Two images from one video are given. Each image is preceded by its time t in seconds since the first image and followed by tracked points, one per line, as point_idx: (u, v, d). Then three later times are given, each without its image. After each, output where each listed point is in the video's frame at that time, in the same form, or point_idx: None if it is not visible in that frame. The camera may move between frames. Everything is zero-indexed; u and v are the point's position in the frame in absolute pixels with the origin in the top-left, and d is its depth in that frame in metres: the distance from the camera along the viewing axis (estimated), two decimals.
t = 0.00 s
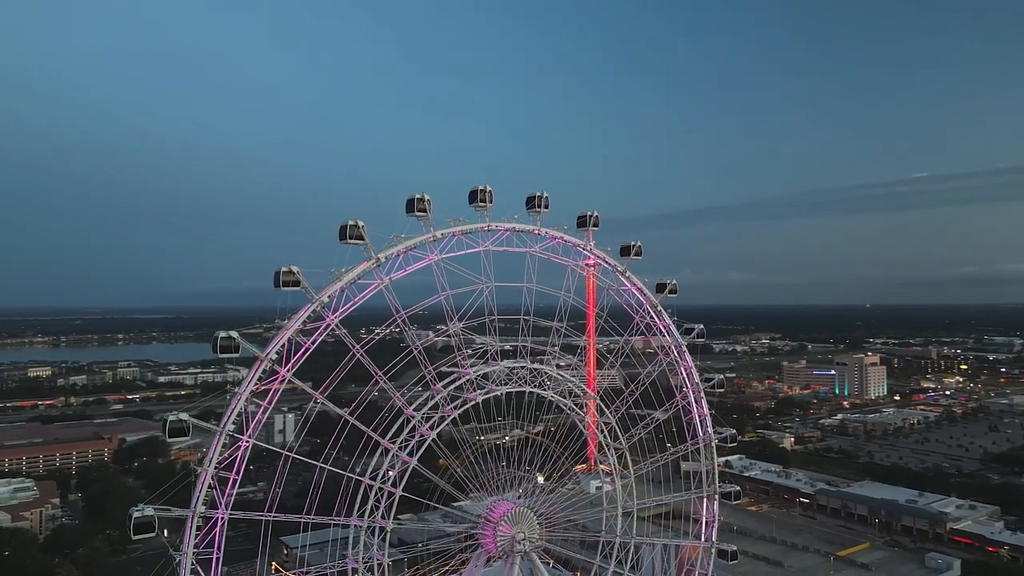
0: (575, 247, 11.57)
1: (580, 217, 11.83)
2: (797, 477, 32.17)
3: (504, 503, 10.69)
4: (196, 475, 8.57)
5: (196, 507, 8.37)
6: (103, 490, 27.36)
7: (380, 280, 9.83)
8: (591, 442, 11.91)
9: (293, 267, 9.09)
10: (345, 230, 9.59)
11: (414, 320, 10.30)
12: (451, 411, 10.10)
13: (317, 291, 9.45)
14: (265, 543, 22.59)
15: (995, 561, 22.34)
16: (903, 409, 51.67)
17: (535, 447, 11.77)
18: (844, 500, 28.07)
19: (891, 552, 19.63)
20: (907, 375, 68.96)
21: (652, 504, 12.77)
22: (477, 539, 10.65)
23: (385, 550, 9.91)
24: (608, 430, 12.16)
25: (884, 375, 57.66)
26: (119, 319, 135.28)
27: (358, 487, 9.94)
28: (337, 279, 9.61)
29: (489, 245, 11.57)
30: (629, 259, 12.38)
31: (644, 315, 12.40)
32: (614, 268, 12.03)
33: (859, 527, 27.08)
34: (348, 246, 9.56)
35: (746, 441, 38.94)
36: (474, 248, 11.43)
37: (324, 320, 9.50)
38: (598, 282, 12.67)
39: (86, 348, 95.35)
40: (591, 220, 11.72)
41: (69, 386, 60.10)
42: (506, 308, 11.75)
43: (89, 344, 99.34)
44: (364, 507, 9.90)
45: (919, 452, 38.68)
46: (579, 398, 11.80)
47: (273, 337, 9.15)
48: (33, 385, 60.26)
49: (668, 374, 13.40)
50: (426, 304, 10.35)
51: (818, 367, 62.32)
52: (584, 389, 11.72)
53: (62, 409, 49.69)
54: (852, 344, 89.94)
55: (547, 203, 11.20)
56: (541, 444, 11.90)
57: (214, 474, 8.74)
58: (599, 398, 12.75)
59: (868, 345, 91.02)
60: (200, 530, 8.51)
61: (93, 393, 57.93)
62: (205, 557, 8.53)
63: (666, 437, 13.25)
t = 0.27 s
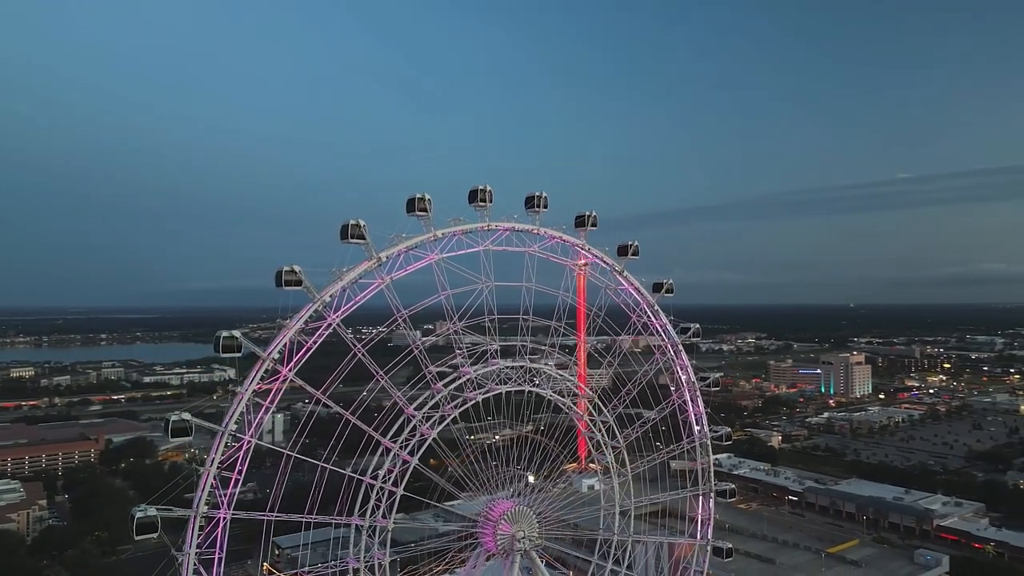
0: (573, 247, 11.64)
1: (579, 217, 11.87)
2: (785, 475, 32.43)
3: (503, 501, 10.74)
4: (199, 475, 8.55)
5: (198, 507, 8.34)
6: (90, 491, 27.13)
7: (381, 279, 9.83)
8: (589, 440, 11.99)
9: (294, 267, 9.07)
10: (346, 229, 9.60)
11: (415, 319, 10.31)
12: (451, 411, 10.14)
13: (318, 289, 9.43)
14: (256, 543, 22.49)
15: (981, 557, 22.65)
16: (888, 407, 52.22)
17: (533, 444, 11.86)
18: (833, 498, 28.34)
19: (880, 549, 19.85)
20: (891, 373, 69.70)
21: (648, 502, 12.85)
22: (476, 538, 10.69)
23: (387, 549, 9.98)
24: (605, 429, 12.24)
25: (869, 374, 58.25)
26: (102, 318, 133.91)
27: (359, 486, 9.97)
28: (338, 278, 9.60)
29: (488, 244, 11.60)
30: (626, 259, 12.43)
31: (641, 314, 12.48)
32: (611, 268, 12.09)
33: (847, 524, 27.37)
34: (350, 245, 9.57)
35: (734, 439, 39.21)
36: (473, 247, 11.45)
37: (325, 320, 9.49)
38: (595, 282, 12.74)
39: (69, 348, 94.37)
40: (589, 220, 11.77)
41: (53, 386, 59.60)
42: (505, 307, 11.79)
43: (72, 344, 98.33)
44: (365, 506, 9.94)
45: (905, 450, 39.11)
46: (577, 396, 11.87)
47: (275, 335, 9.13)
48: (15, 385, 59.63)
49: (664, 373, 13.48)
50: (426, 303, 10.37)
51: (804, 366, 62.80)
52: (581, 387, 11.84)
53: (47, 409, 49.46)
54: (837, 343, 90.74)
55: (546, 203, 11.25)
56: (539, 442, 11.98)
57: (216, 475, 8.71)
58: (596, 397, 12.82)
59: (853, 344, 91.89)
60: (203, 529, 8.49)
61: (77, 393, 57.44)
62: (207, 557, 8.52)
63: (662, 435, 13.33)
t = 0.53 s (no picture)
0: (572, 247, 11.70)
1: (577, 217, 11.92)
2: (773, 473, 32.67)
3: (503, 501, 10.77)
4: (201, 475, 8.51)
5: (201, 507, 8.30)
6: (78, 492, 26.88)
7: (383, 279, 9.82)
8: (588, 439, 12.04)
9: (297, 266, 9.04)
10: (347, 228, 9.58)
11: (416, 318, 10.33)
12: (453, 410, 10.17)
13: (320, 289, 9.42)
14: (247, 544, 22.36)
15: (968, 553, 22.95)
16: (874, 406, 52.71)
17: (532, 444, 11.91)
18: (821, 496, 28.59)
19: (870, 545, 20.07)
20: (876, 372, 70.37)
21: (646, 501, 12.92)
22: (476, 537, 10.72)
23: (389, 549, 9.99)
24: (603, 428, 12.30)
25: (855, 373, 58.79)
26: (85, 319, 132.54)
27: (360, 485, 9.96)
28: (340, 278, 9.58)
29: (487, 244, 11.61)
30: (624, 258, 12.49)
31: (638, 314, 12.55)
32: (609, 268, 12.16)
33: (836, 521, 27.62)
34: (351, 245, 9.56)
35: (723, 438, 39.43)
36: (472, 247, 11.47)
37: (326, 319, 9.46)
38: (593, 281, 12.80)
39: (52, 349, 93.40)
40: (587, 220, 11.82)
41: (36, 386, 59.22)
42: (504, 307, 11.81)
43: (54, 344, 97.29)
44: (366, 505, 9.93)
45: (891, 448, 39.51)
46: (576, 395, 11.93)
47: (277, 334, 9.11)
48: None
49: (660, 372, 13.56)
50: (427, 303, 10.37)
51: (790, 365, 63.27)
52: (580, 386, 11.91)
53: (31, 408, 49.67)
54: (822, 343, 91.46)
55: (546, 203, 11.29)
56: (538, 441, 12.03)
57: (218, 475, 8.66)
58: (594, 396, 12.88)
59: (838, 343, 92.66)
60: (205, 530, 8.45)
61: (62, 393, 56.99)
62: (210, 558, 8.47)
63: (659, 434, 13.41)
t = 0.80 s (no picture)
0: (571, 247, 11.72)
1: (575, 216, 11.94)
2: (762, 472, 32.89)
3: (502, 501, 10.77)
4: (203, 476, 8.45)
5: (202, 508, 8.24)
6: (65, 494, 26.61)
7: (384, 278, 9.77)
8: (585, 438, 12.06)
9: (298, 266, 9.00)
10: (349, 228, 9.54)
11: (416, 318, 10.31)
12: (453, 410, 10.16)
13: (321, 289, 9.37)
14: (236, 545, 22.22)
15: (955, 550, 23.23)
16: (860, 405, 53.20)
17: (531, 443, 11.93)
18: (809, 494, 28.82)
19: (860, 543, 20.26)
20: (861, 371, 71.03)
21: (644, 499, 12.98)
22: (476, 537, 10.71)
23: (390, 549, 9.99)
24: (601, 427, 12.32)
25: (840, 372, 59.34)
26: (67, 319, 131.19)
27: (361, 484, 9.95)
28: (340, 277, 9.52)
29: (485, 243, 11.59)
30: (621, 258, 12.50)
31: (635, 313, 12.58)
32: (606, 268, 12.17)
33: (824, 519, 27.86)
34: (352, 244, 9.52)
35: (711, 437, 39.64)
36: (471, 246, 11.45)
37: (327, 319, 9.41)
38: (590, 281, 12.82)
39: (34, 349, 92.38)
40: (586, 220, 11.84)
41: (19, 386, 58.83)
42: (502, 306, 11.82)
43: (36, 344, 96.28)
44: (367, 504, 9.93)
45: (877, 447, 39.89)
46: (574, 395, 11.97)
47: (279, 334, 9.06)
48: None
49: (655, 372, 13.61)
50: (426, 303, 10.35)
51: (776, 365, 63.75)
52: (578, 385, 11.93)
53: (15, 408, 49.74)
54: (808, 342, 92.13)
55: (545, 203, 11.31)
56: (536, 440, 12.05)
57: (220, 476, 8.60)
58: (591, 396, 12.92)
59: (822, 342, 93.42)
60: (207, 531, 8.39)
61: (45, 394, 56.46)
62: (210, 560, 8.41)
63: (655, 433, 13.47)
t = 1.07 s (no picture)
0: (569, 248, 11.75)
1: (574, 216, 11.96)
2: (750, 471, 33.11)
3: (502, 501, 10.78)
4: (204, 477, 8.38)
5: (203, 510, 8.19)
6: (50, 496, 26.30)
7: (384, 279, 9.74)
8: (583, 438, 12.11)
9: (299, 266, 8.95)
10: (350, 227, 9.52)
11: (416, 319, 10.29)
12: (454, 409, 10.16)
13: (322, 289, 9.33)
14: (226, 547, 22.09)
15: (942, 547, 23.52)
16: (845, 404, 53.71)
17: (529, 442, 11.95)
18: (797, 492, 29.04)
19: (850, 541, 20.46)
20: (845, 370, 71.71)
21: (641, 498, 13.03)
22: (476, 537, 10.72)
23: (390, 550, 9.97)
24: (599, 426, 12.38)
25: (825, 371, 59.87)
26: (46, 319, 129.53)
27: (362, 484, 9.95)
28: (341, 277, 9.49)
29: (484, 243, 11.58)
30: (619, 258, 12.53)
31: (632, 314, 12.63)
32: (604, 267, 12.20)
33: (812, 517, 28.10)
34: (353, 244, 9.48)
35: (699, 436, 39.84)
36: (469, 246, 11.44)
37: (328, 319, 9.37)
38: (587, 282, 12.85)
39: (13, 350, 91.14)
40: (584, 220, 11.86)
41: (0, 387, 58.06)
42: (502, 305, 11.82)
43: (17, 345, 95.20)
44: (368, 504, 9.91)
45: (862, 445, 40.30)
46: (572, 394, 12.02)
47: (280, 334, 9.01)
48: None
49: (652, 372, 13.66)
50: (426, 303, 10.33)
51: (762, 364, 64.18)
52: (576, 385, 11.96)
53: None
54: (792, 342, 92.88)
55: (543, 203, 11.32)
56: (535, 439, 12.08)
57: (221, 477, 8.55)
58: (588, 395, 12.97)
59: (806, 342, 94.22)
60: (208, 533, 8.34)
61: (27, 395, 55.75)
62: (212, 561, 8.36)
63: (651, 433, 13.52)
